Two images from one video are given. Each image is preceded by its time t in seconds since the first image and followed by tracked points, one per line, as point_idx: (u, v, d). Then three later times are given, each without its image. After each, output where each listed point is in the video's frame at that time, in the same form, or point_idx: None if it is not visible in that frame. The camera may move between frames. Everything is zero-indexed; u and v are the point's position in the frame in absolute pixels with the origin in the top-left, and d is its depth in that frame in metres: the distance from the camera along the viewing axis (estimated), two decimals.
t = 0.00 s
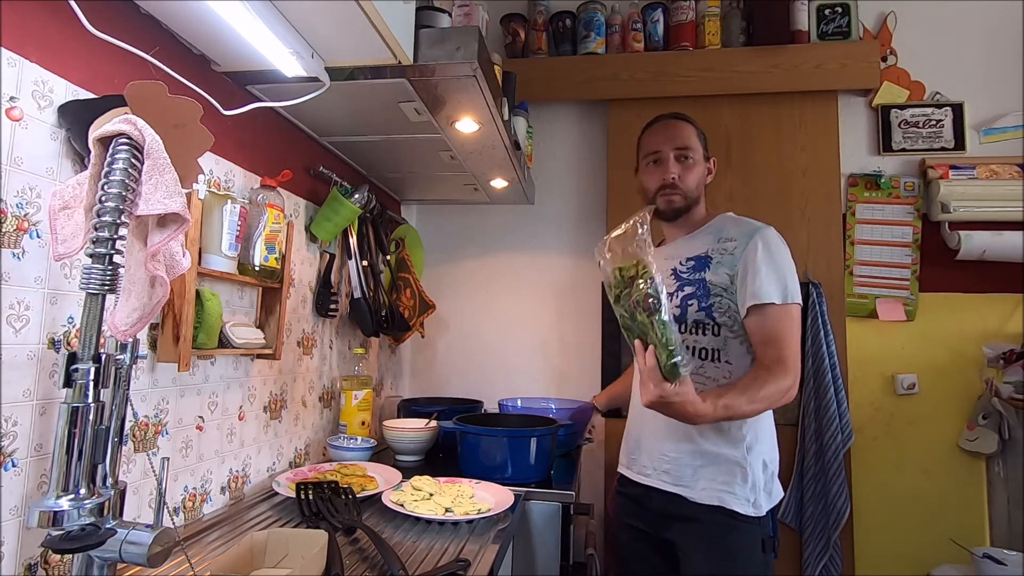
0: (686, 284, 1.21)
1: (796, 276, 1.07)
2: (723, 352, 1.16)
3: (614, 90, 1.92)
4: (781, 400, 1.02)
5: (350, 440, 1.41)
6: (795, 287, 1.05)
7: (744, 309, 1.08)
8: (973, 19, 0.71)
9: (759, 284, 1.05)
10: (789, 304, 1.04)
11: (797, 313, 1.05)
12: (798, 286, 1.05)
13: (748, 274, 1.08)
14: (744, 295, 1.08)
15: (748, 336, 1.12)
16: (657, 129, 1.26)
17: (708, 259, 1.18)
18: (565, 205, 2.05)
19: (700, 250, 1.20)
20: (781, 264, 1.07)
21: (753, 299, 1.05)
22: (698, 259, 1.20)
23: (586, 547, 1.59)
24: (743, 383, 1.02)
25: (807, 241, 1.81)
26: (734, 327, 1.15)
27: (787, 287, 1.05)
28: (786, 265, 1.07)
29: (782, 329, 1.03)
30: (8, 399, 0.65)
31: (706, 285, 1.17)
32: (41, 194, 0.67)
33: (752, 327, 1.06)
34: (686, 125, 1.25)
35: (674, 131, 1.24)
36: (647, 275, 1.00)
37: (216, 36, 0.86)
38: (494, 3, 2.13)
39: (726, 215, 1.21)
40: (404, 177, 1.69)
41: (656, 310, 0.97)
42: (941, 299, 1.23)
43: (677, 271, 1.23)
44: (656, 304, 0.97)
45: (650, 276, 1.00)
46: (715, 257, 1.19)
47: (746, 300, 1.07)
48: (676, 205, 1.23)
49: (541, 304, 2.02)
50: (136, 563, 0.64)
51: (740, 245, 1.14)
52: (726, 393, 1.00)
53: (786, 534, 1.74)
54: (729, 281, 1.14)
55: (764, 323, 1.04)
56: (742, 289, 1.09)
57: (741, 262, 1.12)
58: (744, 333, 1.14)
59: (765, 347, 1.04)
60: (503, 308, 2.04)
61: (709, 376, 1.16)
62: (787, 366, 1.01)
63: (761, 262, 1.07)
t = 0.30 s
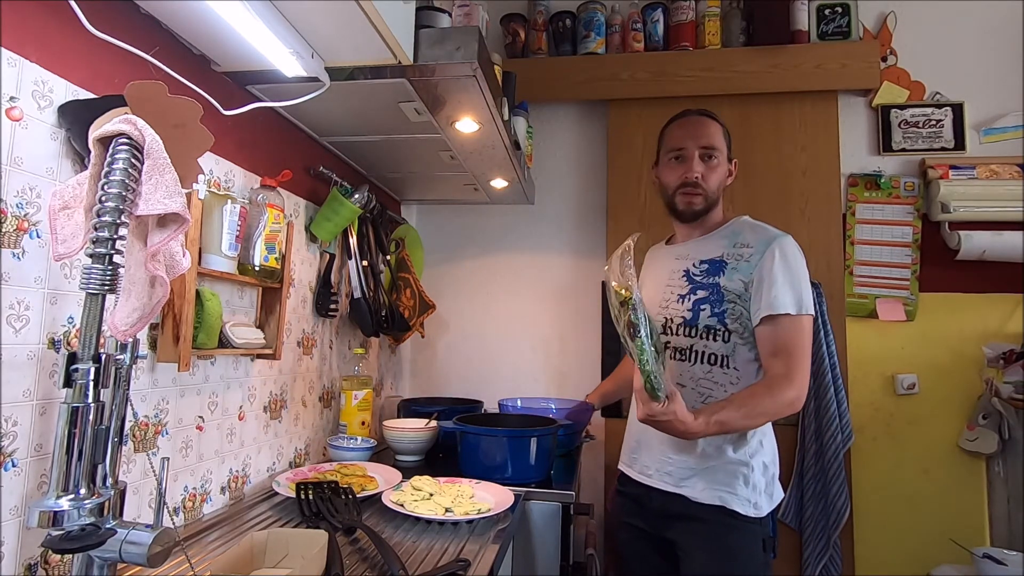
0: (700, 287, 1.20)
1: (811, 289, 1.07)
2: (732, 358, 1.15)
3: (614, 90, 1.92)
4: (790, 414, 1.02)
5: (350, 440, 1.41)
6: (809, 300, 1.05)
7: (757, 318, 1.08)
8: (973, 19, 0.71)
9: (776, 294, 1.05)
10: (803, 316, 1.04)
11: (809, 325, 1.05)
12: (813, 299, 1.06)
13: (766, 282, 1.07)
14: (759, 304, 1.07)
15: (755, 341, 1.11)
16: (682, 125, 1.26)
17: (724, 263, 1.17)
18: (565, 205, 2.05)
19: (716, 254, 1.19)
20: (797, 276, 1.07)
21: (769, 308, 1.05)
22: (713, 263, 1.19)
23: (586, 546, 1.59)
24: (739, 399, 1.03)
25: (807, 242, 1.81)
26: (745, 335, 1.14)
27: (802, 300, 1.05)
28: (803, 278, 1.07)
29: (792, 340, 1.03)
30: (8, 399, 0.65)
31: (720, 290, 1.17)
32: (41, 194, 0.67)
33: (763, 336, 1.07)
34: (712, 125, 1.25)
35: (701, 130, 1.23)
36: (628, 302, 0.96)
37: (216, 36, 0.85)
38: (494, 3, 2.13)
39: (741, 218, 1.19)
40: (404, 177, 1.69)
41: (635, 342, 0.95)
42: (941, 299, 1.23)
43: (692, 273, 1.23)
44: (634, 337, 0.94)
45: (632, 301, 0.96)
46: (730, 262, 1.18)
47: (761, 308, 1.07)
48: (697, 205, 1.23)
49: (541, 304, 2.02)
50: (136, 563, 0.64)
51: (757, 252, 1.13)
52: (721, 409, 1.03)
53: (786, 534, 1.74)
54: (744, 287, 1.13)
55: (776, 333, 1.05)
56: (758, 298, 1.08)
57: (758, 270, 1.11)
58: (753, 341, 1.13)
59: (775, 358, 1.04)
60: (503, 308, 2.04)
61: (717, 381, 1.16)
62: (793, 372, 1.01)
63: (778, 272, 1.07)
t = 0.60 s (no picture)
0: (700, 288, 1.20)
1: (812, 282, 1.05)
2: (736, 358, 1.15)
3: (614, 90, 1.93)
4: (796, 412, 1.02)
5: (350, 440, 1.41)
6: (810, 293, 1.03)
7: (758, 316, 1.07)
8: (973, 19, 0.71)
9: (775, 290, 1.04)
10: (805, 311, 1.03)
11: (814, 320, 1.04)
12: (814, 292, 1.04)
13: (764, 279, 1.07)
14: (759, 301, 1.07)
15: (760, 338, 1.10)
16: (665, 135, 1.25)
17: (722, 263, 1.17)
18: (565, 205, 2.05)
19: (714, 254, 1.20)
20: (798, 272, 1.05)
21: (769, 305, 1.05)
22: (712, 263, 1.20)
23: (586, 546, 1.59)
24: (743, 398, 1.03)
25: (807, 242, 1.81)
26: (748, 333, 1.13)
27: (803, 294, 1.03)
28: (804, 272, 1.05)
29: (798, 337, 1.02)
30: (8, 399, 0.65)
31: (719, 289, 1.17)
32: (41, 194, 0.67)
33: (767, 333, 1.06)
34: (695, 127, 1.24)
35: (685, 137, 1.23)
36: (624, 302, 0.95)
37: (216, 36, 0.85)
38: (494, 3, 2.13)
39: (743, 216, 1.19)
40: (404, 177, 1.69)
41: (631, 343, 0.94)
42: (942, 299, 1.23)
43: (691, 275, 1.23)
44: (630, 338, 0.93)
45: (628, 302, 0.95)
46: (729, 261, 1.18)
47: (761, 306, 1.06)
48: (694, 212, 1.24)
49: (541, 304, 2.02)
50: (136, 563, 0.64)
51: (754, 249, 1.13)
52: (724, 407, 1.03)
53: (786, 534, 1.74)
54: (743, 286, 1.13)
55: (779, 331, 1.04)
56: (757, 295, 1.08)
57: (755, 267, 1.10)
58: (756, 339, 1.13)
59: (779, 355, 1.03)
60: (504, 308, 2.04)
61: (721, 382, 1.16)
62: (797, 370, 1.00)
63: (776, 268, 1.06)
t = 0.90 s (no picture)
0: (684, 286, 1.20)
1: (794, 274, 1.04)
2: (721, 354, 1.14)
3: (614, 90, 1.93)
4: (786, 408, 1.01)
5: (350, 440, 1.41)
6: (791, 287, 1.03)
7: (741, 313, 1.07)
8: (973, 19, 0.71)
9: (756, 287, 1.04)
10: (790, 306, 1.02)
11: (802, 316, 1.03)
12: (796, 286, 1.03)
13: (745, 275, 1.07)
14: (740, 299, 1.07)
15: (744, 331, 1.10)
16: (643, 140, 1.24)
17: (705, 260, 1.17)
18: (565, 205, 2.05)
19: (699, 251, 1.19)
20: (779, 265, 1.05)
21: (749, 301, 1.05)
22: (696, 260, 1.20)
23: (586, 546, 1.59)
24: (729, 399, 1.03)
25: (807, 242, 1.81)
26: (732, 330, 1.12)
27: (786, 289, 1.03)
28: (786, 267, 1.04)
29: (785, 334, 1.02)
30: (8, 399, 0.65)
31: (702, 287, 1.17)
32: (41, 194, 0.67)
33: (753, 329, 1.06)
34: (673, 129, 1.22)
35: (661, 140, 1.21)
36: (608, 291, 0.95)
37: (216, 36, 0.85)
38: (494, 3, 2.13)
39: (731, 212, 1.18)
40: (404, 177, 1.69)
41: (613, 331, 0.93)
42: (942, 299, 1.23)
43: (677, 273, 1.23)
44: (612, 327, 0.93)
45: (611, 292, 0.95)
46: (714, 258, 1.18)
47: (742, 303, 1.06)
48: (669, 216, 1.24)
49: (541, 304, 2.02)
50: (136, 563, 0.64)
51: (736, 246, 1.12)
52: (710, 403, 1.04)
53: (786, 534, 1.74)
54: (725, 282, 1.13)
55: (765, 328, 1.04)
56: (738, 292, 1.08)
57: (736, 264, 1.10)
58: (742, 335, 1.12)
59: (767, 351, 1.03)
60: (503, 308, 2.04)
61: (707, 379, 1.15)
62: (786, 365, 1.00)
63: (757, 265, 1.06)
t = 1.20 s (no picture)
0: (667, 288, 1.19)
1: (764, 279, 0.98)
2: (697, 359, 1.10)
3: (614, 91, 1.93)
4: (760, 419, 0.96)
5: (350, 440, 1.41)
6: (757, 294, 0.97)
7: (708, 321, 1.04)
8: (973, 19, 0.71)
9: (717, 295, 1.00)
10: (756, 313, 0.97)
11: (779, 326, 0.97)
12: (763, 291, 0.97)
13: (710, 282, 1.03)
14: (706, 306, 1.04)
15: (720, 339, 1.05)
16: (631, 141, 1.20)
17: (684, 263, 1.15)
18: (565, 205, 2.05)
19: (682, 254, 1.17)
20: (746, 270, 1.00)
21: (711, 310, 1.01)
22: (678, 264, 1.17)
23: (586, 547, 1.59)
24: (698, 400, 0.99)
25: (807, 242, 1.81)
26: (706, 335, 1.09)
27: (750, 297, 0.98)
28: (753, 272, 0.99)
29: (762, 345, 0.96)
30: (8, 399, 0.65)
31: (679, 291, 1.14)
32: (41, 194, 0.67)
33: (732, 336, 1.00)
34: (657, 133, 1.16)
35: (643, 145, 1.17)
36: (578, 286, 0.88)
37: (216, 36, 0.85)
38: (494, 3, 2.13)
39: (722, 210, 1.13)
40: (405, 177, 1.69)
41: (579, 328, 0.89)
42: (942, 299, 1.23)
43: (665, 275, 1.22)
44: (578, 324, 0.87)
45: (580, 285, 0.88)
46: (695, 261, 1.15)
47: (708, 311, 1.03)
48: (656, 220, 1.21)
49: (540, 304, 2.02)
50: (136, 563, 0.64)
51: (709, 250, 1.09)
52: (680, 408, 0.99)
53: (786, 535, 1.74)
54: (696, 288, 1.10)
55: (733, 336, 0.99)
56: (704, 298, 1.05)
57: (706, 269, 1.07)
58: (716, 340, 1.08)
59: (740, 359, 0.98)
60: (503, 308, 2.04)
61: (683, 382, 1.12)
62: (760, 374, 0.95)
63: (722, 271, 1.02)
